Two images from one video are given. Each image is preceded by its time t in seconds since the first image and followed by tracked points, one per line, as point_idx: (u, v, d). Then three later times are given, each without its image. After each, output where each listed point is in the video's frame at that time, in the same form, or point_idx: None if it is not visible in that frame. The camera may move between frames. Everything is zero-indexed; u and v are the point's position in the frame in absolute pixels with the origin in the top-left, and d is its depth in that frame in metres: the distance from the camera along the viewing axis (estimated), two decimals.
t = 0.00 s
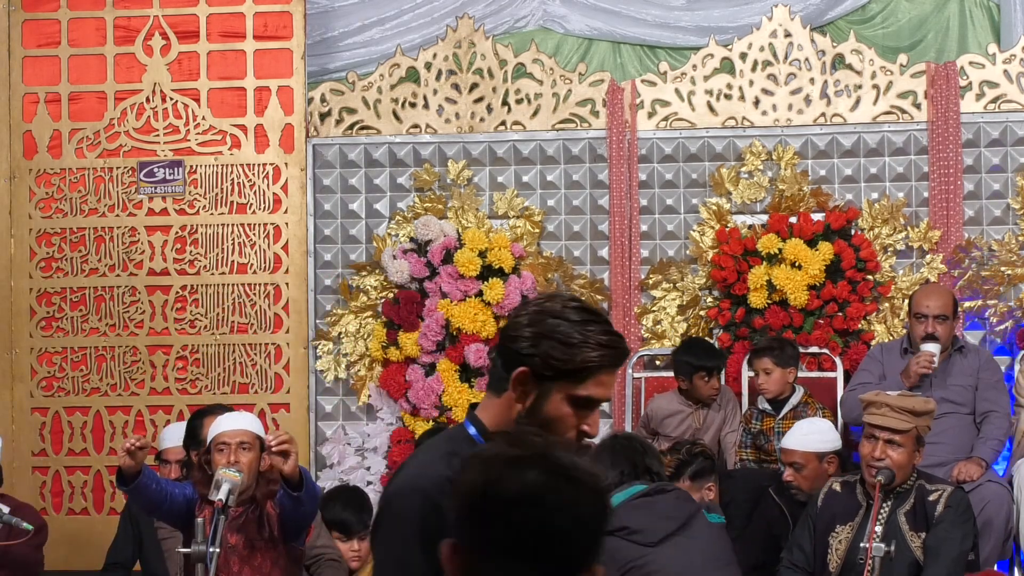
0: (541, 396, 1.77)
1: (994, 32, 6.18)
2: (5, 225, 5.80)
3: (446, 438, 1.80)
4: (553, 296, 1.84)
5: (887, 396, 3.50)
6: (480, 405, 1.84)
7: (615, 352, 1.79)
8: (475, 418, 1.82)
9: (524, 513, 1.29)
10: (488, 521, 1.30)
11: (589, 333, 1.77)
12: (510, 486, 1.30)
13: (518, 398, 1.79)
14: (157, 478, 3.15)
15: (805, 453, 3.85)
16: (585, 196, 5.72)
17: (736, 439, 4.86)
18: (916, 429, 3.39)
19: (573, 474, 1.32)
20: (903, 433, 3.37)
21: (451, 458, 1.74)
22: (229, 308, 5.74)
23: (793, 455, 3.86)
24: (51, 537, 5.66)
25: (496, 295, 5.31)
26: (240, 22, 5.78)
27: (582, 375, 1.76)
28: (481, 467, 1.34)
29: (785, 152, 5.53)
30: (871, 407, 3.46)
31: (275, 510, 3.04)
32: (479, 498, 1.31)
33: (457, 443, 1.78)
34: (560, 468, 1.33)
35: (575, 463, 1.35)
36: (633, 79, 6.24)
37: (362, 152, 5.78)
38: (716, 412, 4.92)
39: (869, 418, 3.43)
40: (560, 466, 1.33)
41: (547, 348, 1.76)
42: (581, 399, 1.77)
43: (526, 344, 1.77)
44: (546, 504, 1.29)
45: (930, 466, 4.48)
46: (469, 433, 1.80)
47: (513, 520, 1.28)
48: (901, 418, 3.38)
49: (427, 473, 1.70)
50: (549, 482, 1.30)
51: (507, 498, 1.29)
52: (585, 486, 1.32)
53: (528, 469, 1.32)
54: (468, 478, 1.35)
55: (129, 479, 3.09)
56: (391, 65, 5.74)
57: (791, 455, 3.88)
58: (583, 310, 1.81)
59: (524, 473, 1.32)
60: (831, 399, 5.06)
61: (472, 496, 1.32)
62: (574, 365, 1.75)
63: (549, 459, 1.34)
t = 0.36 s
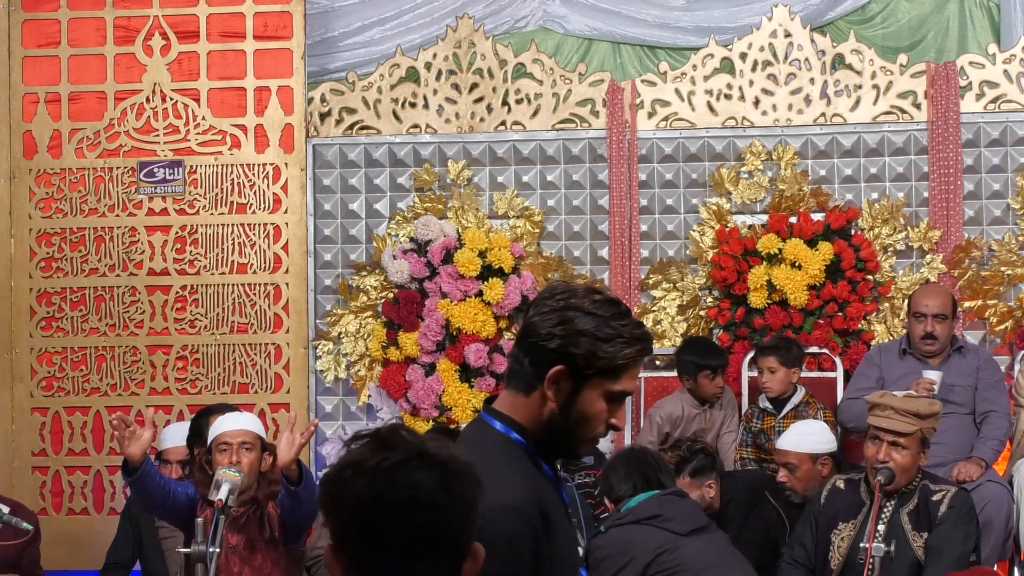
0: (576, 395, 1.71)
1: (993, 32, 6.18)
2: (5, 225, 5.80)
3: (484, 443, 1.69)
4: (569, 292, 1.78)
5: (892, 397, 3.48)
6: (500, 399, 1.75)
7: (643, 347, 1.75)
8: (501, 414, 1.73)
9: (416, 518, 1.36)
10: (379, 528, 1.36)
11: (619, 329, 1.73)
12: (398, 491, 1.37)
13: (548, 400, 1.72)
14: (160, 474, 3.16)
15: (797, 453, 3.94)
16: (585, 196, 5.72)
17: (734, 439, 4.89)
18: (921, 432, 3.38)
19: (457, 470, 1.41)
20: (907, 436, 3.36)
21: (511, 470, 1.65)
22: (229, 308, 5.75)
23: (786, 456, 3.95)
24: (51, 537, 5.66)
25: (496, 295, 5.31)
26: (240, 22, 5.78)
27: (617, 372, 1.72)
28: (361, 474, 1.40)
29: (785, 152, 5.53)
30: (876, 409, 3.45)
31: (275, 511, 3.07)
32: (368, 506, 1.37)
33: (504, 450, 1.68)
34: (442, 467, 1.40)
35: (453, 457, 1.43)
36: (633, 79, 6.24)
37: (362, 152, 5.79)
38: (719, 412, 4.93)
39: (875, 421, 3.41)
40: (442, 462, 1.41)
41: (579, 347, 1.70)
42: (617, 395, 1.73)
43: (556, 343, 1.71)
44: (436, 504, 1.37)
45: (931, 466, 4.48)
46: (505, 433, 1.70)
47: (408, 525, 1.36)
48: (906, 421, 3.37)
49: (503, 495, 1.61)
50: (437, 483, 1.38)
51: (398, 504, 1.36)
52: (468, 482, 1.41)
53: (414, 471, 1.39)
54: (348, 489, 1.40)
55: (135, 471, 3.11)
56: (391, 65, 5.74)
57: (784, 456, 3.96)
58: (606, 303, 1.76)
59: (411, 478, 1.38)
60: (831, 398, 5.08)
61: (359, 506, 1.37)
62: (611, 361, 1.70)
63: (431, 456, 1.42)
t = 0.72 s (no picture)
0: (613, 410, 1.73)
1: (994, 32, 6.19)
2: (5, 225, 5.80)
3: (533, 460, 1.70)
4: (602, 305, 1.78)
5: (892, 397, 3.47)
6: (540, 415, 1.78)
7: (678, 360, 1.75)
8: (541, 429, 1.75)
9: (418, 513, 1.40)
10: (383, 523, 1.40)
11: (655, 339, 1.73)
12: (401, 487, 1.41)
13: (585, 417, 1.74)
14: (157, 470, 3.16)
15: (800, 450, 3.97)
16: (585, 196, 5.73)
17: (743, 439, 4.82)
18: (920, 432, 3.38)
19: (456, 465, 1.45)
20: (907, 436, 3.36)
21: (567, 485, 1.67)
22: (229, 308, 5.74)
23: (789, 452, 3.97)
24: (51, 537, 5.66)
25: (496, 295, 5.32)
26: (241, 22, 5.78)
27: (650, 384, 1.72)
28: (364, 468, 1.43)
29: (785, 152, 5.53)
30: (876, 409, 3.45)
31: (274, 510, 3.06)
32: (371, 501, 1.40)
33: (555, 465, 1.70)
34: (443, 461, 1.44)
35: (451, 450, 1.47)
36: (633, 79, 6.24)
37: (362, 152, 5.79)
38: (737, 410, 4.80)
39: (875, 421, 3.41)
40: (442, 457, 1.45)
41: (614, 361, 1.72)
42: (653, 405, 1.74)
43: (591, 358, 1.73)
44: (438, 499, 1.41)
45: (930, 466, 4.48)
46: (550, 448, 1.72)
47: (412, 520, 1.40)
48: (906, 422, 3.36)
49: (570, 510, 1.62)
50: (438, 478, 1.42)
51: (400, 499, 1.40)
52: (467, 476, 1.45)
53: (415, 466, 1.42)
54: (351, 483, 1.43)
55: (129, 468, 3.11)
56: (391, 65, 5.74)
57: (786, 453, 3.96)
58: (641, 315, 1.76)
59: (414, 474, 1.42)
60: (831, 397, 5.06)
61: (363, 500, 1.41)
62: (648, 372, 1.71)
63: (431, 451, 1.45)
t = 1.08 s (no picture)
0: (760, 459, 1.85)
1: (994, 32, 6.18)
2: (5, 225, 5.80)
3: (682, 486, 1.87)
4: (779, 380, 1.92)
5: (888, 398, 3.49)
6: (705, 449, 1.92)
7: (837, 439, 1.85)
8: (702, 461, 1.90)
9: (501, 509, 1.59)
10: (467, 517, 1.59)
11: (812, 419, 1.84)
12: (485, 484, 1.60)
13: (740, 457, 1.86)
14: (159, 471, 3.17)
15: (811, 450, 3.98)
16: (585, 196, 5.72)
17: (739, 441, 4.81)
18: (917, 433, 3.38)
19: (533, 468, 1.65)
20: (904, 438, 3.36)
21: (705, 519, 1.83)
22: (229, 308, 5.74)
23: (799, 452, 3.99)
24: (51, 537, 5.66)
25: (496, 295, 5.32)
26: (240, 22, 5.78)
27: (807, 441, 1.82)
28: (449, 468, 1.63)
29: (785, 152, 5.52)
30: (872, 411, 3.46)
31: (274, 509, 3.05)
32: (456, 497, 1.60)
33: (700, 496, 1.85)
34: (521, 463, 1.64)
35: (529, 455, 1.67)
36: (633, 80, 6.24)
37: (362, 152, 5.79)
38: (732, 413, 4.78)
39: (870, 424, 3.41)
40: (521, 460, 1.65)
41: (779, 411, 1.85)
42: (804, 456, 1.82)
43: (758, 404, 1.87)
44: (517, 496, 1.61)
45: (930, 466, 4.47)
46: (699, 478, 1.88)
47: (494, 516, 1.59)
48: (902, 423, 3.37)
49: (702, 549, 1.81)
50: (518, 478, 1.62)
51: (484, 495, 1.59)
52: (543, 478, 1.65)
53: (496, 465, 1.62)
54: (437, 480, 1.62)
55: (131, 468, 3.14)
56: (391, 65, 5.74)
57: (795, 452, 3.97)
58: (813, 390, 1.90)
59: (499, 474, 1.61)
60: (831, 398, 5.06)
61: (447, 497, 1.60)
62: (798, 452, 1.82)
63: (510, 453, 1.65)
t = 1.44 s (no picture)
0: (900, 427, 1.91)
1: (994, 32, 6.19)
2: (5, 225, 5.80)
3: (827, 451, 2.01)
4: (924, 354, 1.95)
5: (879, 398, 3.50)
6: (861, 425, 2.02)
7: (983, 410, 1.87)
8: (854, 434, 2.01)
9: (541, 512, 1.58)
10: (503, 520, 1.58)
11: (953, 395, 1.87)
12: (522, 487, 1.59)
13: (886, 426, 1.94)
14: (154, 472, 3.15)
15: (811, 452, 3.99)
16: (585, 196, 5.73)
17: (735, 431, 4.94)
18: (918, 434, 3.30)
19: (576, 468, 1.64)
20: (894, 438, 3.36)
21: (831, 478, 1.96)
22: (229, 308, 5.74)
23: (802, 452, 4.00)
24: (51, 537, 5.65)
25: (496, 295, 5.32)
26: (240, 22, 5.78)
27: (947, 411, 1.87)
28: (486, 470, 1.62)
29: (785, 152, 5.53)
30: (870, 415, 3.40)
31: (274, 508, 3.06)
32: (494, 500, 1.59)
33: (836, 460, 1.98)
34: (559, 465, 1.62)
35: (570, 455, 1.66)
36: (633, 80, 6.24)
37: (362, 152, 5.79)
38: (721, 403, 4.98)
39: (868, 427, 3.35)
40: (562, 461, 1.64)
41: (922, 380, 1.90)
42: (943, 423, 1.87)
43: (903, 376, 1.92)
44: (556, 499, 1.59)
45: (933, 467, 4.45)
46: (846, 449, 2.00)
47: (534, 518, 1.58)
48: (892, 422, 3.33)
49: (820, 501, 1.93)
50: (557, 480, 1.61)
51: (523, 498, 1.59)
52: (583, 479, 1.64)
53: (534, 468, 1.61)
54: (477, 483, 1.62)
55: (125, 472, 3.10)
56: (391, 65, 5.74)
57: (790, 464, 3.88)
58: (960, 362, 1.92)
59: (539, 475, 1.60)
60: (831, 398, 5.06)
61: (485, 501, 1.60)
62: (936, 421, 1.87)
63: (551, 454, 1.64)
